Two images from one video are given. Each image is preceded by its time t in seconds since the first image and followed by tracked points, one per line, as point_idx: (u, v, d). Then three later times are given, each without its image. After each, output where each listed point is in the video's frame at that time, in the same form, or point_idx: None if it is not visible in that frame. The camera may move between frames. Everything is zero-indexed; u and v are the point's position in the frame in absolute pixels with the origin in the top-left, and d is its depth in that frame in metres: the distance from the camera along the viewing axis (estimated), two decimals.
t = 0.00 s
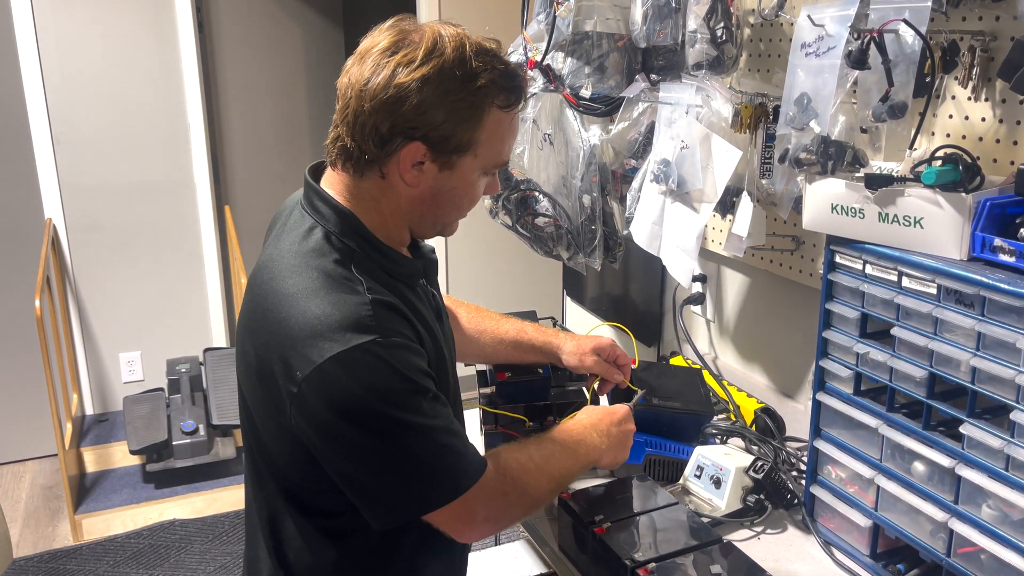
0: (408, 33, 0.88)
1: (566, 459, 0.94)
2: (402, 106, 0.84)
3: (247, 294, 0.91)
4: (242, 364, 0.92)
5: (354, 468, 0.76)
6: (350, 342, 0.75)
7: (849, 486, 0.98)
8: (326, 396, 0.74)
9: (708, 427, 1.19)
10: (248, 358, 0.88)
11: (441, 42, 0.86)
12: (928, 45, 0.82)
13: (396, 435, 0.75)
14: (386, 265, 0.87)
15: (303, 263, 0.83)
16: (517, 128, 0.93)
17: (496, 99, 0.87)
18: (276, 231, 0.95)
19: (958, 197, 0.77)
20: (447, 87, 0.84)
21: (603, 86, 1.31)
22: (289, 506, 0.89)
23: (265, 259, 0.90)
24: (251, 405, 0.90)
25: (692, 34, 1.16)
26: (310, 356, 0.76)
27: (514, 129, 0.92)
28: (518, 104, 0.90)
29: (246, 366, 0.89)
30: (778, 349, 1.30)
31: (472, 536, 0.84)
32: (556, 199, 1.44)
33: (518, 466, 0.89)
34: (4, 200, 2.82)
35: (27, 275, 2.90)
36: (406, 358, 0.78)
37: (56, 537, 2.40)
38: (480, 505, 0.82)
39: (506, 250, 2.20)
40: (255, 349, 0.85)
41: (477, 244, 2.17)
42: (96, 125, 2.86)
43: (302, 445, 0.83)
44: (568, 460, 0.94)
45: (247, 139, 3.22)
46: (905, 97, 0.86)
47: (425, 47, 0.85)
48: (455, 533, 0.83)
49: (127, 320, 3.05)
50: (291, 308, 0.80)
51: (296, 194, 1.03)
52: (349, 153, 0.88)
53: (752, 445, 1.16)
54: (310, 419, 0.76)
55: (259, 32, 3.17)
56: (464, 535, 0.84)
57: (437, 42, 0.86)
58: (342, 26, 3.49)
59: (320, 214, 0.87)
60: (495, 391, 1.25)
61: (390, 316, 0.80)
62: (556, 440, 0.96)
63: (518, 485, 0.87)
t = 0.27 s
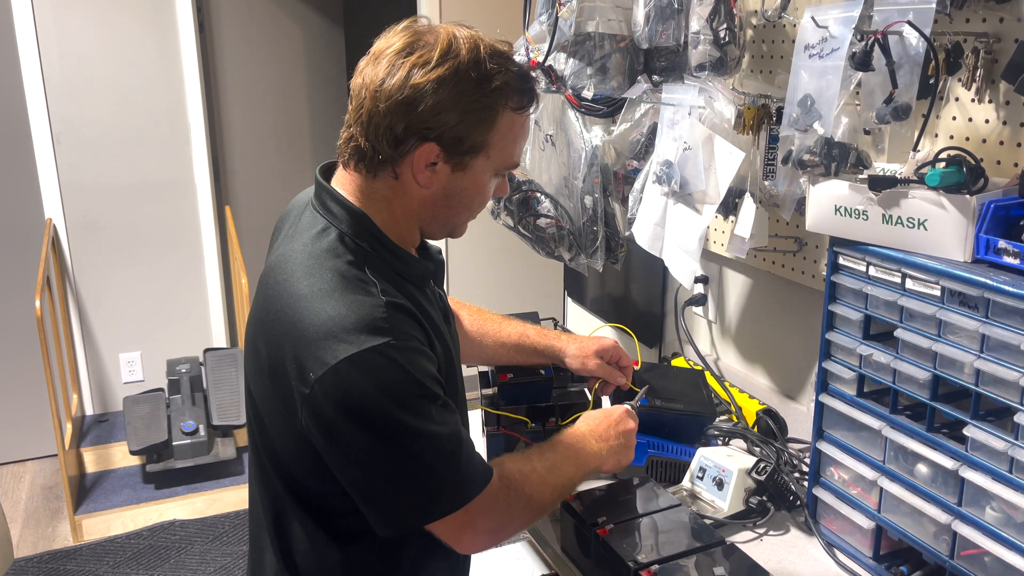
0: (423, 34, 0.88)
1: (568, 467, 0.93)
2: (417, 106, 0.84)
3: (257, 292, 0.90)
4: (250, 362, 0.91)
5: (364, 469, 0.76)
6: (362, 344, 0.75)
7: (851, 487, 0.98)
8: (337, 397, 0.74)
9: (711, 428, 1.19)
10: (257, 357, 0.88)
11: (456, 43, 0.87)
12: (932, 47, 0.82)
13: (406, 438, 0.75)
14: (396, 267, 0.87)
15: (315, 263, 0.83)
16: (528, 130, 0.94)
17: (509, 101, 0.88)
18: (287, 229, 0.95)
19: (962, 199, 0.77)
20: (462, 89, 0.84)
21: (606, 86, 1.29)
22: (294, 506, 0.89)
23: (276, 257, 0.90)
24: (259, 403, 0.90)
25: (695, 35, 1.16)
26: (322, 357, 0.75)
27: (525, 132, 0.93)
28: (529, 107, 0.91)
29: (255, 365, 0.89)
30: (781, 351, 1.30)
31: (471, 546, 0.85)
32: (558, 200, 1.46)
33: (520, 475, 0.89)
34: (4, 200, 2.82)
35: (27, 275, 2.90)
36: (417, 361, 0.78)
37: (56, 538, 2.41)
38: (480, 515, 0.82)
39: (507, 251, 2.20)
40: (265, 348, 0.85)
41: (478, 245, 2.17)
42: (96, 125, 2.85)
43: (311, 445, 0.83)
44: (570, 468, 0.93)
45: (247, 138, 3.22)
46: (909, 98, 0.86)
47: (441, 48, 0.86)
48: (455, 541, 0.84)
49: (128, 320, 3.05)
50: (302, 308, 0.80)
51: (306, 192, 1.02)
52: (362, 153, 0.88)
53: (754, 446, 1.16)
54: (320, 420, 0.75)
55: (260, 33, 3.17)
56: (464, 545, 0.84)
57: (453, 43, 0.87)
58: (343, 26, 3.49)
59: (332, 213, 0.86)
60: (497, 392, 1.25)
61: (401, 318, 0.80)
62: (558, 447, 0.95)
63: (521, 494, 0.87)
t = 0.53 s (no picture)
0: (435, 35, 0.88)
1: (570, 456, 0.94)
2: (427, 105, 0.84)
3: (263, 290, 0.90)
4: (256, 359, 0.91)
5: (372, 468, 0.76)
6: (371, 342, 0.74)
7: (853, 488, 0.98)
8: (345, 396, 0.74)
9: (712, 428, 1.18)
10: (264, 355, 0.88)
11: (467, 44, 0.87)
12: (935, 47, 0.82)
13: (415, 436, 0.75)
14: (403, 266, 0.87)
15: (322, 261, 0.83)
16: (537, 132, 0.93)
17: (519, 102, 0.88)
18: (293, 228, 0.95)
19: (965, 200, 0.77)
20: (473, 89, 0.84)
21: (607, 86, 1.29)
22: (299, 505, 0.89)
23: (283, 255, 0.90)
24: (264, 401, 0.90)
25: (697, 35, 1.16)
26: (330, 355, 0.75)
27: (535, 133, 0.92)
28: (538, 109, 0.91)
29: (261, 363, 0.89)
30: (782, 352, 1.29)
31: (477, 544, 0.85)
32: (559, 200, 1.46)
33: (524, 470, 0.89)
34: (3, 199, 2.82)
35: (26, 274, 2.90)
36: (425, 360, 0.78)
37: (55, 538, 2.41)
38: (484, 515, 0.82)
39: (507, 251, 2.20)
40: (272, 346, 0.85)
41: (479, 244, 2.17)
42: (96, 124, 2.85)
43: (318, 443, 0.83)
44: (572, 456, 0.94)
45: (247, 137, 3.21)
46: (912, 99, 0.86)
47: (452, 48, 0.86)
48: (459, 540, 0.84)
49: (127, 319, 3.05)
50: (310, 306, 0.80)
51: (312, 191, 1.03)
52: (371, 151, 0.88)
53: (755, 447, 1.15)
54: (328, 418, 0.75)
55: (259, 32, 3.16)
56: (468, 543, 0.85)
57: (464, 44, 0.87)
58: (343, 26, 3.48)
59: (339, 212, 0.87)
60: (499, 392, 1.25)
61: (409, 317, 0.80)
62: (562, 440, 0.95)
63: (525, 490, 0.87)
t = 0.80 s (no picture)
0: (432, 33, 0.89)
1: (577, 457, 0.94)
2: (423, 103, 0.84)
3: (263, 290, 0.90)
4: (256, 359, 0.91)
5: (374, 466, 0.76)
6: (372, 340, 0.74)
7: (853, 488, 0.98)
8: (346, 394, 0.74)
9: (712, 429, 1.18)
10: (265, 355, 0.88)
11: (464, 41, 0.87)
12: (937, 48, 0.82)
13: (416, 434, 0.75)
14: (404, 264, 0.87)
15: (323, 260, 0.83)
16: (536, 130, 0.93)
17: (517, 99, 0.88)
18: (293, 228, 0.95)
19: (966, 201, 0.77)
20: (469, 86, 0.84)
21: (608, 87, 1.29)
22: (300, 504, 0.89)
23: (283, 255, 0.89)
24: (265, 401, 0.90)
25: (698, 36, 1.16)
26: (331, 353, 0.75)
27: (534, 131, 0.92)
28: (536, 106, 0.91)
29: (262, 363, 0.89)
30: (782, 351, 1.30)
31: (480, 542, 0.85)
32: (559, 200, 1.46)
33: (529, 469, 0.89)
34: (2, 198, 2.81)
35: (25, 273, 2.89)
36: (426, 358, 0.78)
37: (53, 537, 2.40)
38: (488, 512, 0.82)
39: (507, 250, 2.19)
40: (273, 346, 0.85)
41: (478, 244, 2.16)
42: (95, 123, 2.85)
43: (319, 443, 0.83)
44: (578, 458, 0.94)
45: (246, 136, 3.21)
46: (913, 100, 0.87)
47: (449, 46, 0.86)
48: (463, 537, 0.84)
49: (126, 319, 3.04)
50: (311, 305, 0.80)
51: (312, 191, 1.02)
52: (368, 150, 0.88)
53: (755, 447, 1.16)
54: (330, 417, 0.75)
55: (259, 31, 3.16)
56: (472, 540, 0.85)
57: (461, 41, 0.87)
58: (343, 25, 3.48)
59: (340, 211, 0.86)
60: (499, 392, 1.26)
61: (410, 315, 0.80)
62: (568, 441, 0.96)
63: (529, 489, 0.87)
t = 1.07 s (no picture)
0: (430, 31, 0.89)
1: (579, 459, 0.94)
2: (421, 101, 0.84)
3: (263, 288, 0.90)
4: (256, 358, 0.91)
5: (374, 465, 0.76)
6: (372, 339, 0.74)
7: (854, 488, 0.98)
8: (347, 393, 0.74)
9: (713, 428, 1.19)
10: (264, 354, 0.88)
11: (462, 38, 0.87)
12: (939, 47, 0.82)
13: (416, 433, 0.75)
14: (404, 263, 0.87)
15: (323, 259, 0.83)
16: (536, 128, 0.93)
17: (516, 97, 0.87)
18: (293, 227, 0.95)
19: (968, 200, 0.77)
20: (467, 84, 0.84)
21: (608, 86, 1.29)
22: (300, 503, 0.89)
23: (283, 254, 0.89)
24: (264, 400, 0.90)
25: (700, 35, 1.16)
26: (331, 352, 0.75)
27: (534, 129, 0.92)
28: (536, 104, 0.90)
29: (261, 362, 0.89)
30: (782, 351, 1.30)
31: (480, 540, 0.85)
32: (559, 199, 1.46)
33: (530, 469, 0.89)
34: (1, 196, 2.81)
35: (24, 271, 2.89)
36: (426, 357, 0.78)
37: (52, 535, 2.40)
38: (488, 510, 0.82)
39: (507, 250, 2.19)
40: (273, 345, 0.85)
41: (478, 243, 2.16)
42: (94, 121, 2.84)
43: (319, 441, 0.83)
44: (579, 460, 0.94)
45: (245, 135, 3.21)
46: (915, 99, 0.87)
47: (447, 43, 0.86)
48: (463, 535, 0.84)
49: (125, 317, 3.04)
50: (310, 304, 0.79)
51: (312, 190, 1.02)
52: (368, 149, 0.88)
53: (755, 446, 1.16)
54: (330, 416, 0.75)
55: (258, 29, 3.15)
56: (472, 538, 0.85)
57: (459, 38, 0.87)
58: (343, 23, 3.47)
59: (340, 210, 0.86)
60: (500, 391, 1.26)
61: (410, 314, 0.80)
62: (569, 442, 0.96)
63: (529, 489, 0.87)
